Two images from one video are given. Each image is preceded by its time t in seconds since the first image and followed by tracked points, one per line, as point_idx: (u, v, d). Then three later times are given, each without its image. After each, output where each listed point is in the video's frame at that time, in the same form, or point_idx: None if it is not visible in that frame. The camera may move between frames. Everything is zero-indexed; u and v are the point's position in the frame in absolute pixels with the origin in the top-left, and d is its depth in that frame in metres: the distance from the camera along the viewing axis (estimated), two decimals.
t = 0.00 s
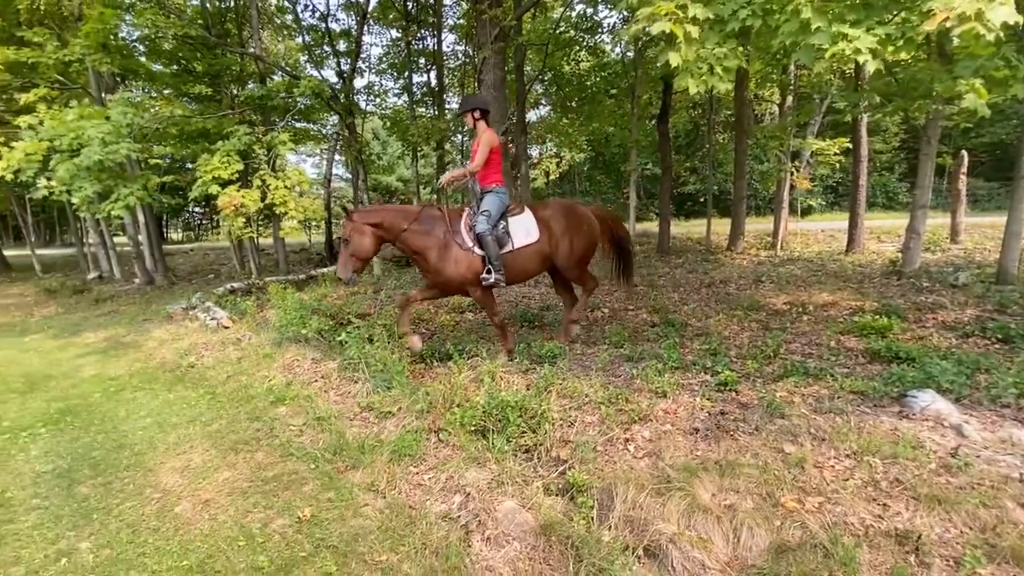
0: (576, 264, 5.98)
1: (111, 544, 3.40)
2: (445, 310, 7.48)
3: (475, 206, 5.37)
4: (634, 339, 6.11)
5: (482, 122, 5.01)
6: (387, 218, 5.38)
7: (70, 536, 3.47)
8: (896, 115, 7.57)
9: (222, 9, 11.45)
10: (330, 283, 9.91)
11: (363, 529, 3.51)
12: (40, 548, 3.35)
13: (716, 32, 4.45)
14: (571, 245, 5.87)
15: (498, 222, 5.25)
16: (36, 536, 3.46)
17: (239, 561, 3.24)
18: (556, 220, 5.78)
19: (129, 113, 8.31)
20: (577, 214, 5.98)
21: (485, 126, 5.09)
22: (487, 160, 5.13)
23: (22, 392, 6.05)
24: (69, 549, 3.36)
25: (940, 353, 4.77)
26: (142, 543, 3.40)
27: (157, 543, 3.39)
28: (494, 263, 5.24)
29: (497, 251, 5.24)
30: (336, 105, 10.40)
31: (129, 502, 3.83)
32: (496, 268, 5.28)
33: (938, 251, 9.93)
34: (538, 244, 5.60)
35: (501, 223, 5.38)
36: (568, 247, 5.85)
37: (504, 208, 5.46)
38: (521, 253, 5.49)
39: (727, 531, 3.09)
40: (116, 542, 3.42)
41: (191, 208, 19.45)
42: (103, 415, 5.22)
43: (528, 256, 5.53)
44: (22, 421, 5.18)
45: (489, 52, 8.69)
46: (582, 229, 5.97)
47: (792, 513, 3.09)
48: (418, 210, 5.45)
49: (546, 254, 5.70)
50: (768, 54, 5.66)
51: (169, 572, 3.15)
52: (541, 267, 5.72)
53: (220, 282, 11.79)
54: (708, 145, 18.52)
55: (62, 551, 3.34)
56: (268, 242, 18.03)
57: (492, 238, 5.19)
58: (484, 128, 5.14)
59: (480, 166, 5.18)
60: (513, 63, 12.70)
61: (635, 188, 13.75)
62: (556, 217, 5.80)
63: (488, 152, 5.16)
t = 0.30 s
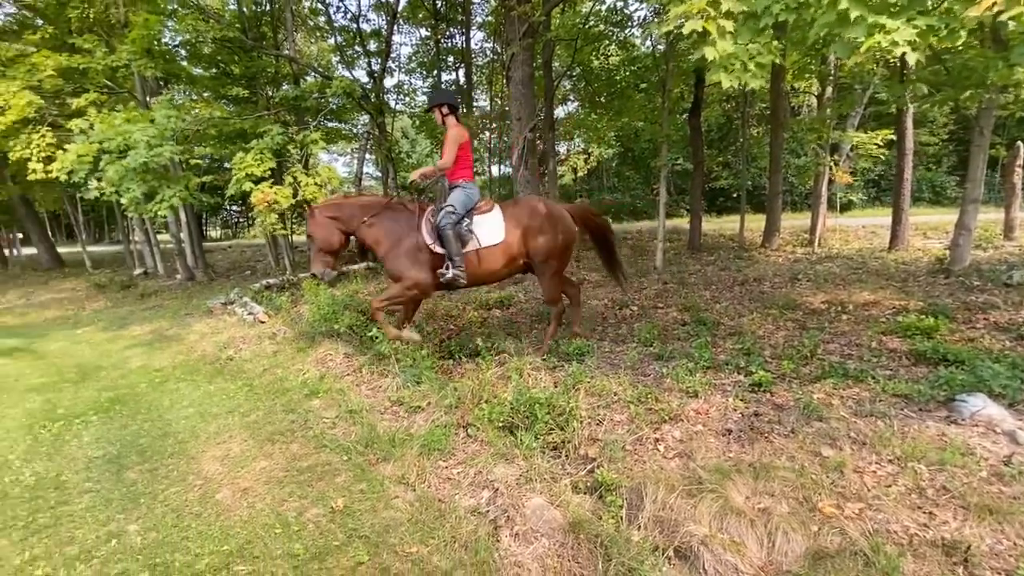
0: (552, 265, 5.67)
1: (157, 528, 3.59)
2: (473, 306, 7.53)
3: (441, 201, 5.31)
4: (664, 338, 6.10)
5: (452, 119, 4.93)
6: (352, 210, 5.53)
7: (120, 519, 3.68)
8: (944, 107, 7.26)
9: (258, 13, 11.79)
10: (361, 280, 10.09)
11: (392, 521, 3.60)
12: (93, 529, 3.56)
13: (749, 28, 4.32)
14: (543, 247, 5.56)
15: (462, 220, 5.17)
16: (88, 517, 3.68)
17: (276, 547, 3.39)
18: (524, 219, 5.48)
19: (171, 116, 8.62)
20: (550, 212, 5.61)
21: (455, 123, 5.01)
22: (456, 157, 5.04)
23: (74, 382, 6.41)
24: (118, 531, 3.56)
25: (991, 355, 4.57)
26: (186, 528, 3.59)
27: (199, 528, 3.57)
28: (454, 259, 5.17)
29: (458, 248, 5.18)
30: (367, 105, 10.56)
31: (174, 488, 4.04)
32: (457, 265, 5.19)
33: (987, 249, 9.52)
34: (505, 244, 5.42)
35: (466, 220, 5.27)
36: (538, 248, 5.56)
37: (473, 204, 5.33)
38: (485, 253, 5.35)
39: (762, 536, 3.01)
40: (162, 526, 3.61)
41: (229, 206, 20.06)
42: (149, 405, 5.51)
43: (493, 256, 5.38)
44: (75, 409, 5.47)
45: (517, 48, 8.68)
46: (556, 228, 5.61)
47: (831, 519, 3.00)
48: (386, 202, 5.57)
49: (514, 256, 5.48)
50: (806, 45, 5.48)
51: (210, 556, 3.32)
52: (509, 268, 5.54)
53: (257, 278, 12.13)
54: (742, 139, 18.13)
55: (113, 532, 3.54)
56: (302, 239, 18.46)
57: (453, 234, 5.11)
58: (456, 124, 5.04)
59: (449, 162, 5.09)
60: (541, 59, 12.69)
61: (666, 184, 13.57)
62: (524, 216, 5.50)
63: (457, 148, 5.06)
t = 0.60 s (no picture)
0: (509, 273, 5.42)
1: (202, 513, 3.91)
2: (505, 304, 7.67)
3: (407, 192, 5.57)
4: (699, 338, 6.11)
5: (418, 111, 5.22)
6: (321, 205, 6.04)
7: (168, 503, 4.04)
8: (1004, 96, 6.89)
9: (296, 16, 12.18)
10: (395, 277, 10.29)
11: (426, 514, 3.70)
12: (144, 513, 3.93)
13: (787, 22, 4.22)
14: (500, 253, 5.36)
15: (414, 215, 5.36)
16: (139, 501, 4.08)
17: (314, 535, 3.59)
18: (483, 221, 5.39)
19: (215, 119, 8.93)
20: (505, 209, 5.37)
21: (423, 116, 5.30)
22: (421, 147, 5.29)
23: (126, 372, 7.08)
24: (167, 515, 3.91)
25: None
26: (229, 515, 3.86)
27: (242, 514, 3.85)
28: (399, 255, 5.35)
29: (407, 245, 5.36)
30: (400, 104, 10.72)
31: (218, 475, 4.39)
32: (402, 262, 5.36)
33: None
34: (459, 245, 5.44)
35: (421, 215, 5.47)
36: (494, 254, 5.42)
37: (434, 203, 5.51)
38: (435, 252, 5.46)
39: (803, 543, 2.92)
40: (207, 511, 3.92)
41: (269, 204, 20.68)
42: (194, 395, 6.00)
43: (443, 256, 5.46)
44: (128, 397, 6.13)
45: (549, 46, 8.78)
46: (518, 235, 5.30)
47: (878, 529, 2.90)
48: (353, 199, 6.01)
49: (468, 258, 5.47)
50: (852, 35, 5.27)
51: (253, 542, 3.56)
52: (465, 270, 5.55)
53: (295, 275, 12.51)
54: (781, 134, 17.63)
55: (162, 516, 3.90)
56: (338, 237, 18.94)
57: (401, 229, 5.31)
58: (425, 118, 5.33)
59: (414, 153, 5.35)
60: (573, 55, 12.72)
61: (701, 181, 13.35)
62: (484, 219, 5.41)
63: (423, 140, 5.31)
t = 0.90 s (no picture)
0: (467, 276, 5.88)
1: (250, 501, 4.07)
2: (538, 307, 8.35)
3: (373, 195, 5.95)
4: (740, 340, 6.01)
5: (387, 118, 5.55)
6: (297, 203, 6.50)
7: (219, 491, 4.22)
8: None
9: (336, 19, 12.48)
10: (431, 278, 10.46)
11: (463, 511, 3.76)
12: (195, 499, 4.12)
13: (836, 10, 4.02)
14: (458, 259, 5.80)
15: (374, 222, 5.76)
16: (192, 488, 4.27)
17: (356, 527, 3.70)
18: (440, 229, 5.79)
19: (259, 121, 9.20)
20: (464, 221, 5.75)
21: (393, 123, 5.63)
22: (388, 153, 5.64)
23: (178, 364, 7.43)
24: (218, 501, 4.09)
25: None
26: (275, 504, 4.02)
27: (287, 504, 3.99)
28: (356, 262, 5.74)
29: (368, 251, 5.77)
30: (438, 105, 10.86)
31: (266, 465, 4.55)
32: (358, 269, 5.75)
33: None
34: (418, 252, 5.85)
35: (384, 222, 5.89)
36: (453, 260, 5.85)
37: (398, 210, 5.90)
38: (397, 260, 5.88)
39: (854, 555, 2.80)
40: (254, 499, 4.08)
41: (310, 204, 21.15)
42: (241, 387, 6.25)
43: (405, 262, 5.87)
44: (179, 388, 6.43)
45: (586, 40, 9.66)
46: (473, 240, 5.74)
47: (934, 543, 2.78)
48: (328, 202, 6.45)
49: (427, 265, 5.88)
50: (906, 24, 5.04)
51: (298, 531, 3.68)
52: (426, 277, 5.98)
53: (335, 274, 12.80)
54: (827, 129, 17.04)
55: (213, 503, 4.07)
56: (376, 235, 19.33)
57: (361, 237, 5.73)
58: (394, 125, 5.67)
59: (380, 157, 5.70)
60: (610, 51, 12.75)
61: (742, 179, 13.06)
62: (440, 227, 5.83)
63: (389, 146, 5.66)
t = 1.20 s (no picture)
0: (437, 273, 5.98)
1: (297, 490, 4.28)
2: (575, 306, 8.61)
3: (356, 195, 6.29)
4: (787, 344, 5.86)
5: (366, 123, 5.89)
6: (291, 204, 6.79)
7: (268, 479, 4.45)
8: None
9: (377, 22, 12.74)
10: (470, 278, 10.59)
11: (502, 507, 3.82)
12: (247, 486, 4.36)
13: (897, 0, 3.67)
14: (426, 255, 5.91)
15: (353, 221, 6.02)
16: (244, 475, 4.52)
17: (399, 520, 3.82)
18: (408, 226, 5.95)
19: (305, 121, 9.47)
20: (429, 216, 5.88)
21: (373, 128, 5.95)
22: (366, 156, 5.96)
23: (228, 356, 7.79)
24: (267, 489, 4.32)
25: None
26: (321, 494, 4.21)
27: (332, 495, 4.18)
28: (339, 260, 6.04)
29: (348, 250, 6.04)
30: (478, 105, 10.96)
31: (312, 455, 4.82)
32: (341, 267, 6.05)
33: None
34: (390, 248, 6.04)
35: (363, 221, 6.13)
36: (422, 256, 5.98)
37: (377, 209, 6.16)
38: (371, 255, 6.09)
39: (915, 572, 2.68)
40: (301, 489, 4.30)
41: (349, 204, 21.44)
42: (288, 379, 6.62)
43: (379, 259, 6.08)
44: (231, 379, 6.77)
45: (627, 35, 9.69)
46: (441, 236, 5.83)
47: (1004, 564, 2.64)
48: (319, 203, 6.74)
49: (399, 262, 6.05)
50: (972, 10, 4.75)
51: (342, 521, 3.85)
52: (400, 272, 6.15)
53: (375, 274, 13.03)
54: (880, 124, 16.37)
55: (263, 490, 4.31)
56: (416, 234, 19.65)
57: (342, 236, 5.98)
58: (373, 130, 5.98)
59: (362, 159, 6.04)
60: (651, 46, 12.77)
61: (790, 176, 12.67)
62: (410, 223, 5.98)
63: (367, 149, 5.98)
